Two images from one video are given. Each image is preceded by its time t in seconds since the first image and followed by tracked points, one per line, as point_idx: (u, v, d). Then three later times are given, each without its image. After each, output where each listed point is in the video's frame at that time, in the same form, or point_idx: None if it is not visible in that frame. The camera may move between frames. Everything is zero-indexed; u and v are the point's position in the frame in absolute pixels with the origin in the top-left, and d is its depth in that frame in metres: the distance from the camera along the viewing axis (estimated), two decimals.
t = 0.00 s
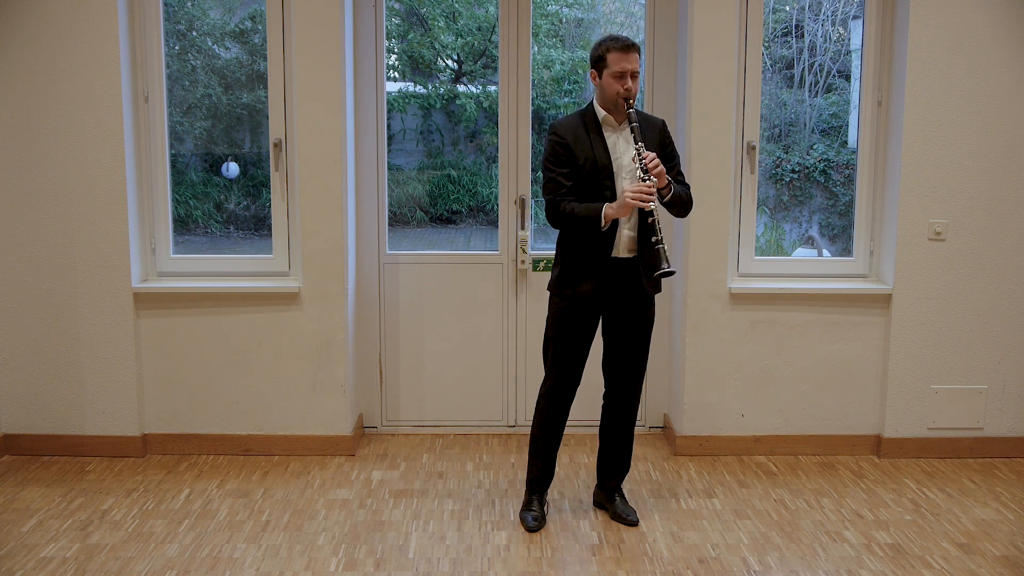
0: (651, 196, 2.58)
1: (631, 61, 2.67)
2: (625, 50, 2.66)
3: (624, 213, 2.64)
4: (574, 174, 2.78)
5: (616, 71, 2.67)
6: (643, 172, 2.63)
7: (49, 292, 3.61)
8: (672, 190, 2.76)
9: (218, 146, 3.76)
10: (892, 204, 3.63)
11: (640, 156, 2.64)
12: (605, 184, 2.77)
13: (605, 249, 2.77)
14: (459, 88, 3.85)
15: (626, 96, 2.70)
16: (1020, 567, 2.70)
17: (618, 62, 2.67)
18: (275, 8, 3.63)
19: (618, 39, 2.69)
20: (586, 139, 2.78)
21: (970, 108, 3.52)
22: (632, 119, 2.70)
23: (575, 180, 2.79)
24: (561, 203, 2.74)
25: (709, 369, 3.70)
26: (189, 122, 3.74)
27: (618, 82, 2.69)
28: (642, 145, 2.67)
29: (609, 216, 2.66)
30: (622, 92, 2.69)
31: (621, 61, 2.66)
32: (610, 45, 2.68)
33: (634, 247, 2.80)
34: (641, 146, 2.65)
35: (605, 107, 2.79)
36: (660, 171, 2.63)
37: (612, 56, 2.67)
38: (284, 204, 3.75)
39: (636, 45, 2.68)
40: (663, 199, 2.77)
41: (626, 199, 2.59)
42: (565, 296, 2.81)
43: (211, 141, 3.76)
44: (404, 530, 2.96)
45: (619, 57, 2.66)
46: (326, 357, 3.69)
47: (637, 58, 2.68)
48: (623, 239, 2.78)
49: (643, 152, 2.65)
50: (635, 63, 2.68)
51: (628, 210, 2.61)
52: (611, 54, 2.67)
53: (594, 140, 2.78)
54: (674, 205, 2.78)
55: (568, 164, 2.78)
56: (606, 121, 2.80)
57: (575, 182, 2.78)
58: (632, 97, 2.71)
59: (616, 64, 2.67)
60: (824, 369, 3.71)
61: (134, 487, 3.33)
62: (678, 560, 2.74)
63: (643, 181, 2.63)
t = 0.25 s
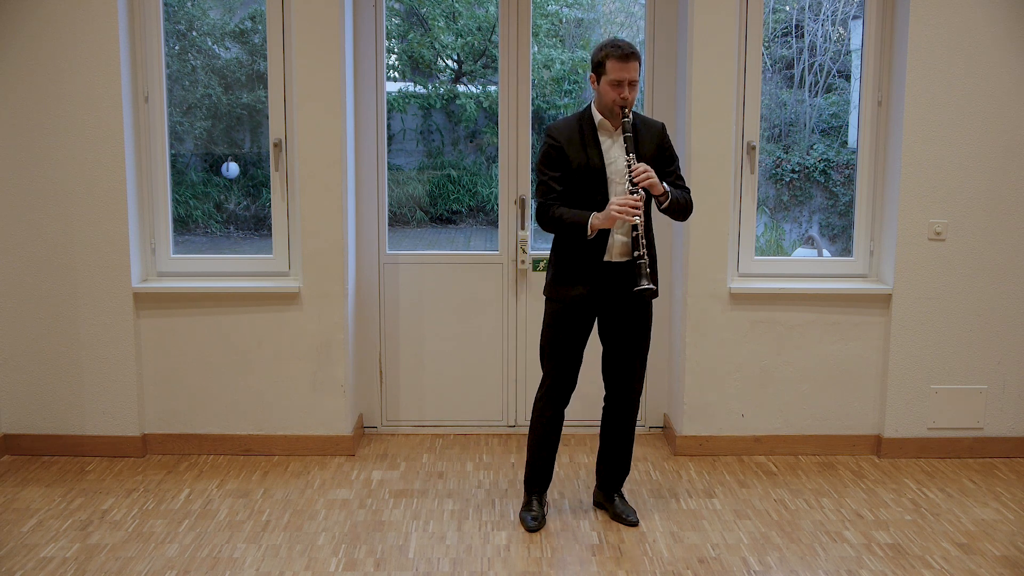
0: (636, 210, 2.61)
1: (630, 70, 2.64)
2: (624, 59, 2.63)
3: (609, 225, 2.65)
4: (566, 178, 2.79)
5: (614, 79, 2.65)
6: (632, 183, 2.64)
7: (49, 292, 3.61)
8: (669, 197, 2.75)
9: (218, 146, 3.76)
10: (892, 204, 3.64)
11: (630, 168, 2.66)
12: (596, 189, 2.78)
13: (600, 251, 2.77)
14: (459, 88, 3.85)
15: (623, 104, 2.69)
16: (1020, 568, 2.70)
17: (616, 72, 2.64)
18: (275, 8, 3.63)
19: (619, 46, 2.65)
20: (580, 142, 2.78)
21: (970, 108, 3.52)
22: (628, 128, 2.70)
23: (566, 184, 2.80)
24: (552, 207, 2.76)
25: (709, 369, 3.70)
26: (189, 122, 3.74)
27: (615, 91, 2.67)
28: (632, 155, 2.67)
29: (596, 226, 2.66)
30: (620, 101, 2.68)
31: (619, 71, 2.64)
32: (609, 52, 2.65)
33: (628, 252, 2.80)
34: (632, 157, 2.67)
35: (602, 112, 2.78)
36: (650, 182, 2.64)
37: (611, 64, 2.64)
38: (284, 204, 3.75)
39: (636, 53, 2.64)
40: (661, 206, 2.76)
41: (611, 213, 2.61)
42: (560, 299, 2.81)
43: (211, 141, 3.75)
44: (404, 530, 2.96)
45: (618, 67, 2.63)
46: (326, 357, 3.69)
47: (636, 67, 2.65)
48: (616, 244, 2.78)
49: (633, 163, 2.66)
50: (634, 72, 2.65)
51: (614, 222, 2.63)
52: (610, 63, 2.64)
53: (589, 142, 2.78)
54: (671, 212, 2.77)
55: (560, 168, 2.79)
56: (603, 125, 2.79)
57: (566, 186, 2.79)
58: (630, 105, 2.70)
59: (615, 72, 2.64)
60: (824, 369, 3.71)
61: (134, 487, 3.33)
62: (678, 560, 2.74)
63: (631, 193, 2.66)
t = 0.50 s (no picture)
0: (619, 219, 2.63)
1: (616, 78, 2.62)
2: (610, 67, 2.61)
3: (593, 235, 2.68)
4: (555, 184, 2.79)
5: (600, 87, 2.64)
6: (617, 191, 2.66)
7: (50, 292, 3.61)
8: (658, 203, 2.72)
9: (218, 146, 3.76)
10: (892, 204, 3.63)
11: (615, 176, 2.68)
12: (586, 195, 2.77)
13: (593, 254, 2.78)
14: (459, 88, 3.85)
15: (610, 112, 2.68)
16: (1020, 568, 2.70)
17: (601, 80, 2.63)
18: (275, 8, 3.63)
19: (606, 53, 2.63)
20: (570, 146, 2.76)
21: (970, 108, 3.52)
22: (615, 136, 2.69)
23: (556, 190, 2.80)
24: (540, 214, 2.77)
25: (709, 369, 3.70)
26: (189, 122, 3.74)
27: (602, 99, 2.66)
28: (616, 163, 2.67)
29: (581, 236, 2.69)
30: (606, 109, 2.67)
31: (605, 79, 2.62)
32: (595, 60, 2.64)
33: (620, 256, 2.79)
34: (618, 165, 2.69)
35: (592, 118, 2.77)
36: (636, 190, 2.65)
37: (596, 73, 2.63)
38: (284, 204, 3.75)
39: (622, 60, 2.62)
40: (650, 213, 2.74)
41: (594, 222, 2.63)
42: (555, 300, 2.81)
43: (211, 141, 3.76)
44: (404, 530, 2.96)
45: (603, 75, 2.62)
46: (326, 357, 3.69)
47: (623, 74, 2.63)
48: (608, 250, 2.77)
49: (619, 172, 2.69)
50: (621, 80, 2.64)
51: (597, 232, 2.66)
52: (595, 71, 2.63)
53: (580, 145, 2.76)
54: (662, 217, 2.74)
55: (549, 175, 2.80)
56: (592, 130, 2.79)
57: (556, 192, 2.80)
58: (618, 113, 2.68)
59: (602, 80, 2.63)
60: (824, 369, 3.71)
61: (134, 487, 3.33)
62: (678, 560, 2.73)
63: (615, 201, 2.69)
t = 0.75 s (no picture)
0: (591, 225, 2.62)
1: (589, 82, 2.61)
2: (582, 71, 2.60)
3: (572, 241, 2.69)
4: (542, 190, 2.81)
5: (575, 92, 2.63)
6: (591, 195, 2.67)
7: (50, 292, 3.61)
8: (639, 206, 2.69)
9: (218, 146, 3.76)
10: (892, 204, 3.64)
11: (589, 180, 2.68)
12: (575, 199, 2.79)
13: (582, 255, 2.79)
14: (459, 88, 3.85)
15: (587, 115, 2.67)
16: (1020, 568, 2.70)
17: (575, 84, 2.62)
18: (275, 8, 3.63)
19: (579, 57, 2.62)
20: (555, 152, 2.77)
21: (970, 108, 3.52)
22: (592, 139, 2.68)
23: (544, 196, 2.82)
24: (528, 221, 2.79)
25: (708, 369, 3.70)
26: (189, 122, 3.74)
27: (578, 102, 2.65)
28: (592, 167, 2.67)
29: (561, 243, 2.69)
30: (583, 113, 2.66)
31: (579, 83, 2.62)
32: (569, 64, 2.63)
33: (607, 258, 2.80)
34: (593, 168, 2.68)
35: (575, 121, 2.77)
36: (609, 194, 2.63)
37: (570, 77, 2.63)
38: (284, 204, 3.74)
39: (595, 63, 2.61)
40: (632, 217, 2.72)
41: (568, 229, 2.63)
42: (550, 301, 2.81)
43: (211, 141, 3.75)
44: (404, 530, 2.96)
45: (576, 79, 2.61)
46: (326, 357, 3.69)
47: (596, 77, 2.61)
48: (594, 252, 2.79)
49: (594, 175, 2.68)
50: (595, 83, 2.62)
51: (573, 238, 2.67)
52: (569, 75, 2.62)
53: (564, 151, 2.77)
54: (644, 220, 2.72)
55: (536, 182, 2.81)
56: (574, 133, 2.78)
57: (544, 197, 2.81)
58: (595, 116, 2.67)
59: (575, 85, 2.63)
60: (824, 369, 3.71)
61: (134, 487, 3.33)
62: (678, 560, 2.74)
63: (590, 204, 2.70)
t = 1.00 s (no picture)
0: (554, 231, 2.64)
1: (562, 84, 2.61)
2: (553, 73, 2.61)
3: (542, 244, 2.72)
4: (524, 192, 2.85)
5: (548, 94, 2.64)
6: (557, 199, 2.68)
7: (50, 292, 3.61)
8: (608, 212, 2.68)
9: (218, 146, 3.76)
10: (892, 204, 3.64)
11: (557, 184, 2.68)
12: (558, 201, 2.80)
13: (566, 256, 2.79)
14: (459, 88, 3.85)
15: (561, 117, 2.67)
16: (1020, 568, 2.70)
17: (548, 86, 2.63)
18: (275, 8, 3.63)
19: (552, 59, 2.64)
20: (535, 155, 2.81)
21: (969, 108, 3.52)
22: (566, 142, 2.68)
23: (526, 199, 2.86)
24: (510, 222, 2.84)
25: (708, 369, 3.70)
26: (189, 122, 3.74)
27: (552, 105, 2.66)
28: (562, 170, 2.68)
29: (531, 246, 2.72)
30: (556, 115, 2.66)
31: (551, 85, 2.63)
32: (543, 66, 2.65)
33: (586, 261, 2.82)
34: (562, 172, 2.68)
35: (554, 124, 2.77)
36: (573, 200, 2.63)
37: (543, 79, 2.64)
38: (284, 204, 3.74)
39: (567, 66, 2.61)
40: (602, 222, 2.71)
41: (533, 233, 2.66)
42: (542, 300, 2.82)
43: (211, 141, 3.75)
44: (404, 530, 2.96)
45: (548, 81, 2.62)
46: (326, 357, 3.69)
47: (568, 79, 2.62)
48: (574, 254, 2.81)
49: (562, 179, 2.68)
50: (569, 85, 2.63)
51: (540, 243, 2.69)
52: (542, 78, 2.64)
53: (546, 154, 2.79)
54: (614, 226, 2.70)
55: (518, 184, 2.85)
56: (553, 137, 2.77)
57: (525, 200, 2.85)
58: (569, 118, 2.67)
59: (548, 87, 2.64)
60: (824, 369, 3.71)
61: (134, 487, 3.33)
62: (678, 560, 2.73)
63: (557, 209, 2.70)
